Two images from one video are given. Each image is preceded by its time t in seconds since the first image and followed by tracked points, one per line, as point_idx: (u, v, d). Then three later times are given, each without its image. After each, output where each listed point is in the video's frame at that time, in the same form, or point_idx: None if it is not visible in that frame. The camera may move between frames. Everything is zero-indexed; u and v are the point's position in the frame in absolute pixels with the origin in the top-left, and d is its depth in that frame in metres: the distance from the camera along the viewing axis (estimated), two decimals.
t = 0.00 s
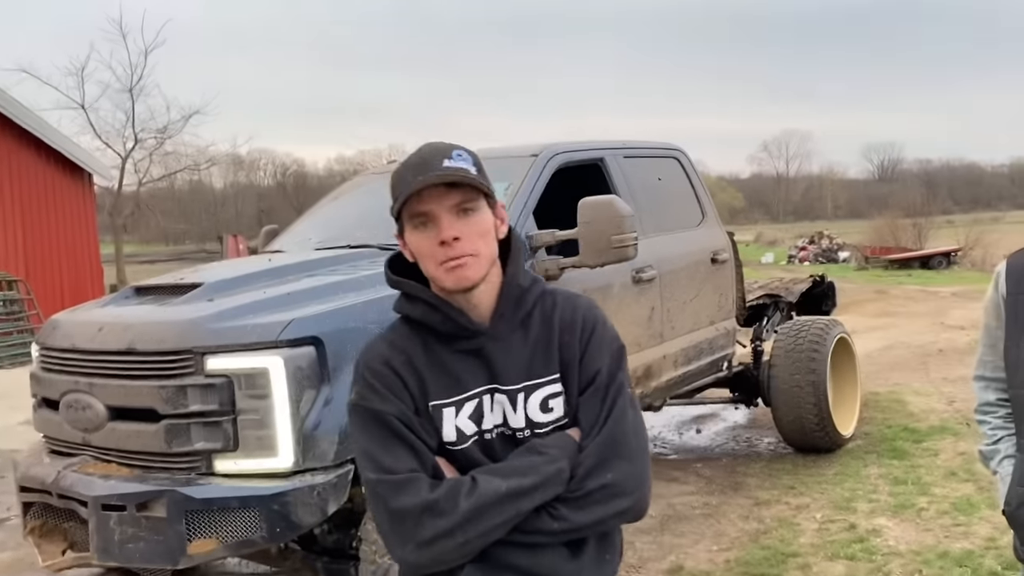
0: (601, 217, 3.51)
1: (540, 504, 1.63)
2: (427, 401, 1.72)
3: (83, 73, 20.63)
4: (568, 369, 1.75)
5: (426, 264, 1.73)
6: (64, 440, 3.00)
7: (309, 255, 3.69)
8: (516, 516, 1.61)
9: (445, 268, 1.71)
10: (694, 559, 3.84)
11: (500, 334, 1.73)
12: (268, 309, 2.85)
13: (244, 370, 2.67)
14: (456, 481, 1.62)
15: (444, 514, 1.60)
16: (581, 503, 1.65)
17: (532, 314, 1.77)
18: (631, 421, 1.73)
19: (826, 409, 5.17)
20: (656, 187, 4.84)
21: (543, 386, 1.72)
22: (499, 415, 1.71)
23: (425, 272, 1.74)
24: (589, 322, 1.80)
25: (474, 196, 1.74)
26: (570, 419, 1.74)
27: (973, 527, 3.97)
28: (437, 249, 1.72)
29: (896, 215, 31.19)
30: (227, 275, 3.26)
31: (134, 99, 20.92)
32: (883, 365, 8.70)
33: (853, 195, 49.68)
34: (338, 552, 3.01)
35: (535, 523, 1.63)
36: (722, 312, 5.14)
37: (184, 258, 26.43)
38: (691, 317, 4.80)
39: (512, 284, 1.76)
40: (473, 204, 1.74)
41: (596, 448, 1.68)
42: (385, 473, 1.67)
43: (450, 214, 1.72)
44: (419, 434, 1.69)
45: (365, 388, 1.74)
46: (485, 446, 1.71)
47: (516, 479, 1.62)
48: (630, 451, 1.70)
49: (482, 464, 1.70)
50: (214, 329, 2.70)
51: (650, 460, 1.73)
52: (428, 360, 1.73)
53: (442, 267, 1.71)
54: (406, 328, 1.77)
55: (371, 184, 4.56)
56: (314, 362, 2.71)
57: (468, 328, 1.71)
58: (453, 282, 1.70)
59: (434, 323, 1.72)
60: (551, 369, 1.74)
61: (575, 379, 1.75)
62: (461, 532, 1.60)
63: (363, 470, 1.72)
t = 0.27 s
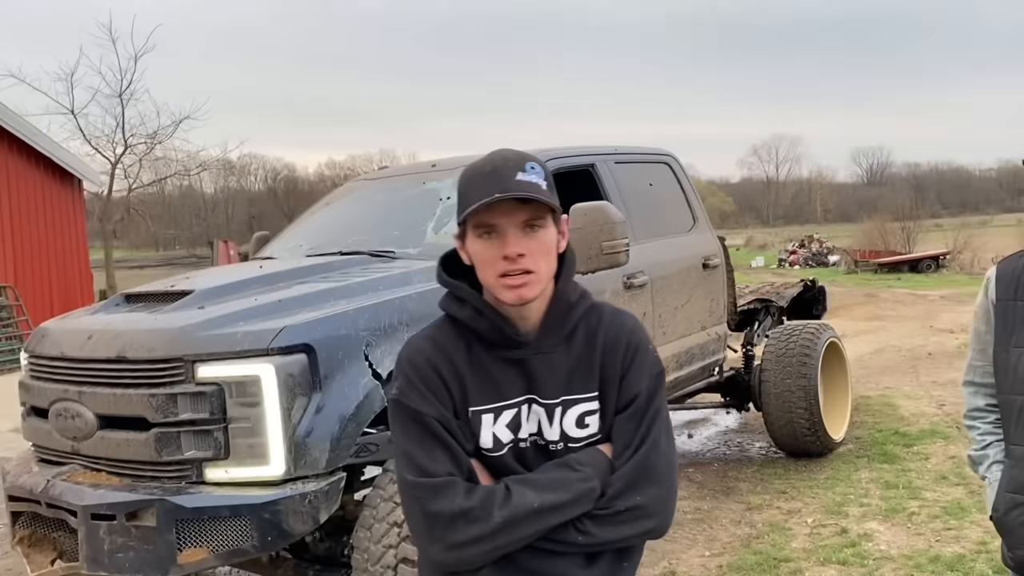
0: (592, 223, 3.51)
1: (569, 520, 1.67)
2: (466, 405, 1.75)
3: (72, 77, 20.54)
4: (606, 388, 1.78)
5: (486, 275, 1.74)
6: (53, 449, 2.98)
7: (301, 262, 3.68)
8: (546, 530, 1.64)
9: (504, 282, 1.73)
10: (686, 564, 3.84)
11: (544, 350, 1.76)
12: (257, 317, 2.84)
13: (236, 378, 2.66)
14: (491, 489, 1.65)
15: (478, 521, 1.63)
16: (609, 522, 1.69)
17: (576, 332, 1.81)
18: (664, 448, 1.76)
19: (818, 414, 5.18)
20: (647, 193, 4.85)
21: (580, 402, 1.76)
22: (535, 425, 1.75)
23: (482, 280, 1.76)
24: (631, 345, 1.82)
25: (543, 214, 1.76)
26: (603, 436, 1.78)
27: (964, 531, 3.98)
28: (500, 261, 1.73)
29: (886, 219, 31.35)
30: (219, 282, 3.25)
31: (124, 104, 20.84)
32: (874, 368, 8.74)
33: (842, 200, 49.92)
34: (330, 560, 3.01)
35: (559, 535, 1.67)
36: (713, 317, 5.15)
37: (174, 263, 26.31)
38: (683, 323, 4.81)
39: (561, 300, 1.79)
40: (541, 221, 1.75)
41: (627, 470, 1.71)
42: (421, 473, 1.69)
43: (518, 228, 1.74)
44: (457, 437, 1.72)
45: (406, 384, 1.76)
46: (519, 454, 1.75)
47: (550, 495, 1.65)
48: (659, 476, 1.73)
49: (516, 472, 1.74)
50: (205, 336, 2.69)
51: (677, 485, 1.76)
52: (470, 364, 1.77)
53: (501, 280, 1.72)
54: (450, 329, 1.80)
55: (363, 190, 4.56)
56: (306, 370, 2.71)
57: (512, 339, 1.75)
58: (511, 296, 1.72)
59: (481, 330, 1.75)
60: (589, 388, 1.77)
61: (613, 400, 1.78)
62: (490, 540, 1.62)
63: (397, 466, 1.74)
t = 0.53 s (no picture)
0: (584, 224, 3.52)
1: (588, 523, 1.68)
2: (496, 403, 1.73)
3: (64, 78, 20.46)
4: (631, 396, 1.79)
5: (523, 276, 1.73)
6: (43, 452, 2.97)
7: (293, 263, 3.68)
8: (565, 531, 1.65)
9: (543, 283, 1.71)
10: (678, 564, 3.85)
11: (575, 355, 1.76)
12: (247, 319, 2.84)
13: (226, 380, 2.66)
14: (519, 490, 1.64)
15: (504, 519, 1.62)
16: (625, 527, 1.71)
17: (606, 338, 1.80)
18: (680, 460, 1.79)
19: (809, 413, 5.20)
20: (639, 194, 4.87)
21: (606, 409, 1.77)
22: (559, 427, 1.75)
23: (520, 282, 1.75)
24: (658, 357, 1.83)
25: (581, 217, 1.75)
26: (623, 442, 1.79)
27: (955, 530, 4.01)
28: (538, 262, 1.72)
29: (878, 218, 31.45)
30: (210, 284, 3.25)
31: (116, 104, 20.77)
32: (866, 367, 8.77)
33: (835, 199, 50.06)
34: (322, 562, 3.01)
35: (576, 537, 1.68)
36: (706, 317, 5.17)
37: (167, 263, 26.24)
38: (675, 323, 4.82)
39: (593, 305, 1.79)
40: (580, 224, 1.75)
41: (647, 478, 1.73)
42: (448, 465, 1.67)
43: (557, 230, 1.73)
44: (486, 433, 1.70)
45: (439, 375, 1.73)
46: (542, 455, 1.75)
47: (575, 498, 1.66)
48: (675, 485, 1.76)
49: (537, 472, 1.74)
50: (195, 339, 2.69)
51: (689, 495, 1.80)
52: (501, 360, 1.75)
53: (539, 281, 1.71)
54: (483, 324, 1.78)
55: (356, 191, 4.56)
56: (297, 372, 2.71)
57: (546, 341, 1.74)
58: (547, 298, 1.71)
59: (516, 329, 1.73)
60: (616, 396, 1.78)
61: (637, 408, 1.79)
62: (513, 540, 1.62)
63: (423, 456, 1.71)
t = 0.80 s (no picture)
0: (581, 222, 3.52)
1: (599, 501, 1.68)
2: (509, 379, 1.73)
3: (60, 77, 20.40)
4: (639, 378, 1.81)
5: (549, 252, 1.76)
6: (39, 452, 2.96)
7: (289, 262, 3.68)
8: (577, 508, 1.65)
9: (568, 261, 1.75)
10: (675, 563, 3.85)
11: (585, 334, 1.78)
12: (243, 318, 2.83)
13: (222, 380, 2.66)
14: (533, 463, 1.64)
15: (520, 491, 1.61)
16: (634, 507, 1.71)
17: (614, 322, 1.83)
18: (687, 444, 1.80)
19: (806, 412, 5.20)
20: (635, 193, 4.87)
21: (616, 390, 1.78)
22: (570, 407, 1.76)
23: (543, 258, 1.77)
24: (665, 341, 1.86)
25: (607, 201, 1.81)
26: (631, 424, 1.80)
27: (951, 528, 4.02)
28: (566, 240, 1.76)
29: (875, 217, 31.49)
30: (205, 283, 3.24)
31: (112, 103, 20.71)
32: (863, 366, 8.78)
33: (832, 197, 50.12)
34: (319, 561, 3.01)
35: (584, 516, 1.68)
36: (702, 316, 5.17)
37: (163, 263, 26.20)
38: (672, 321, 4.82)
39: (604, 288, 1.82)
40: (605, 208, 1.81)
41: (656, 458, 1.74)
42: (464, 437, 1.65)
43: (585, 211, 1.78)
44: (500, 408, 1.70)
45: (453, 349, 1.72)
46: (551, 434, 1.76)
47: (588, 474, 1.66)
48: (683, 468, 1.77)
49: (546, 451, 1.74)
50: (190, 338, 2.69)
51: (695, 480, 1.80)
52: (514, 339, 1.76)
53: (566, 258, 1.75)
54: (496, 304, 1.79)
55: (352, 189, 4.56)
56: (293, 371, 2.71)
57: (560, 320, 1.76)
58: (572, 276, 1.75)
59: (531, 306, 1.75)
60: (626, 377, 1.79)
61: (645, 391, 1.80)
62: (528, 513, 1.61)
63: (437, 430, 1.70)
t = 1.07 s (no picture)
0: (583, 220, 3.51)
1: (593, 491, 1.67)
2: (490, 378, 1.74)
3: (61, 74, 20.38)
4: (624, 367, 1.81)
5: (513, 247, 1.78)
6: (39, 450, 2.96)
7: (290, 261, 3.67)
8: (572, 499, 1.64)
9: (533, 255, 1.76)
10: (677, 562, 3.85)
11: (566, 328, 1.78)
12: (243, 317, 2.82)
13: (223, 379, 2.65)
14: (520, 457, 1.65)
15: (509, 484, 1.61)
16: (631, 496, 1.70)
17: (593, 315, 1.84)
18: (679, 429, 1.80)
19: (808, 410, 5.18)
20: (637, 190, 4.86)
21: (601, 381, 1.78)
22: (556, 404, 1.76)
23: (510, 253, 1.79)
24: (646, 330, 1.87)
25: (574, 197, 1.81)
26: (621, 418, 1.80)
27: (954, 527, 4.00)
28: (529, 235, 1.77)
29: (877, 215, 31.43)
30: (207, 281, 3.23)
31: (113, 101, 20.69)
32: (865, 364, 8.76)
33: (834, 195, 50.04)
34: (320, 560, 3.00)
35: (582, 509, 1.68)
36: (704, 314, 5.16)
37: (165, 261, 26.21)
38: (674, 320, 4.81)
39: (580, 282, 1.83)
40: (572, 203, 1.81)
41: (648, 446, 1.74)
42: (448, 438, 1.66)
43: (549, 206, 1.78)
44: (483, 406, 1.70)
45: (431, 355, 1.73)
46: (540, 430, 1.75)
47: (578, 462, 1.66)
48: (676, 453, 1.76)
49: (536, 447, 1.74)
50: (190, 337, 2.68)
51: (693, 465, 1.79)
52: (493, 340, 1.76)
53: (529, 253, 1.76)
54: (472, 308, 1.80)
55: (353, 188, 4.54)
56: (293, 370, 2.69)
57: (538, 315, 1.76)
58: (536, 270, 1.76)
59: (506, 304, 1.76)
60: (609, 368, 1.80)
61: (631, 380, 1.81)
62: (520, 506, 1.62)
63: (421, 435, 1.70)
